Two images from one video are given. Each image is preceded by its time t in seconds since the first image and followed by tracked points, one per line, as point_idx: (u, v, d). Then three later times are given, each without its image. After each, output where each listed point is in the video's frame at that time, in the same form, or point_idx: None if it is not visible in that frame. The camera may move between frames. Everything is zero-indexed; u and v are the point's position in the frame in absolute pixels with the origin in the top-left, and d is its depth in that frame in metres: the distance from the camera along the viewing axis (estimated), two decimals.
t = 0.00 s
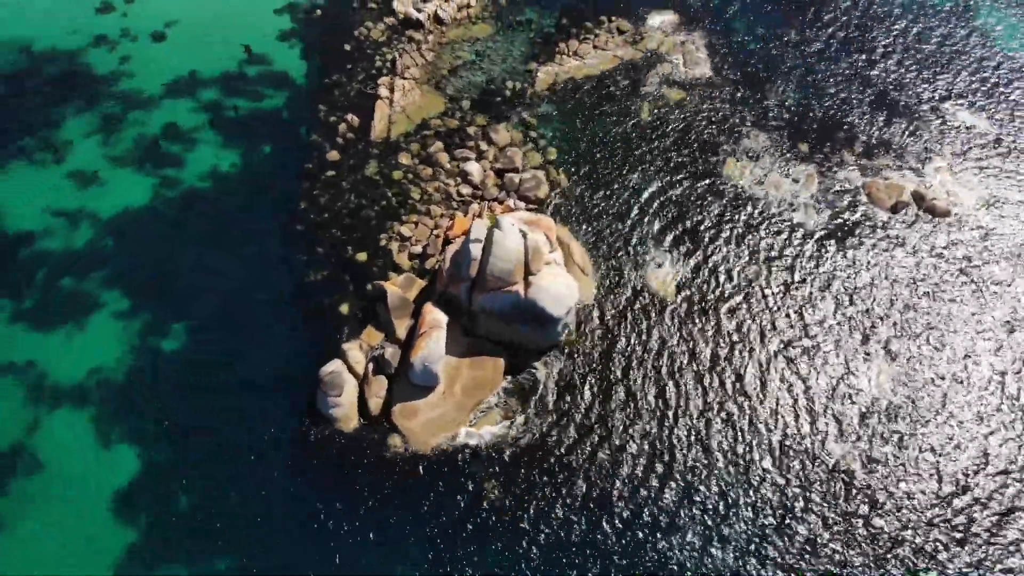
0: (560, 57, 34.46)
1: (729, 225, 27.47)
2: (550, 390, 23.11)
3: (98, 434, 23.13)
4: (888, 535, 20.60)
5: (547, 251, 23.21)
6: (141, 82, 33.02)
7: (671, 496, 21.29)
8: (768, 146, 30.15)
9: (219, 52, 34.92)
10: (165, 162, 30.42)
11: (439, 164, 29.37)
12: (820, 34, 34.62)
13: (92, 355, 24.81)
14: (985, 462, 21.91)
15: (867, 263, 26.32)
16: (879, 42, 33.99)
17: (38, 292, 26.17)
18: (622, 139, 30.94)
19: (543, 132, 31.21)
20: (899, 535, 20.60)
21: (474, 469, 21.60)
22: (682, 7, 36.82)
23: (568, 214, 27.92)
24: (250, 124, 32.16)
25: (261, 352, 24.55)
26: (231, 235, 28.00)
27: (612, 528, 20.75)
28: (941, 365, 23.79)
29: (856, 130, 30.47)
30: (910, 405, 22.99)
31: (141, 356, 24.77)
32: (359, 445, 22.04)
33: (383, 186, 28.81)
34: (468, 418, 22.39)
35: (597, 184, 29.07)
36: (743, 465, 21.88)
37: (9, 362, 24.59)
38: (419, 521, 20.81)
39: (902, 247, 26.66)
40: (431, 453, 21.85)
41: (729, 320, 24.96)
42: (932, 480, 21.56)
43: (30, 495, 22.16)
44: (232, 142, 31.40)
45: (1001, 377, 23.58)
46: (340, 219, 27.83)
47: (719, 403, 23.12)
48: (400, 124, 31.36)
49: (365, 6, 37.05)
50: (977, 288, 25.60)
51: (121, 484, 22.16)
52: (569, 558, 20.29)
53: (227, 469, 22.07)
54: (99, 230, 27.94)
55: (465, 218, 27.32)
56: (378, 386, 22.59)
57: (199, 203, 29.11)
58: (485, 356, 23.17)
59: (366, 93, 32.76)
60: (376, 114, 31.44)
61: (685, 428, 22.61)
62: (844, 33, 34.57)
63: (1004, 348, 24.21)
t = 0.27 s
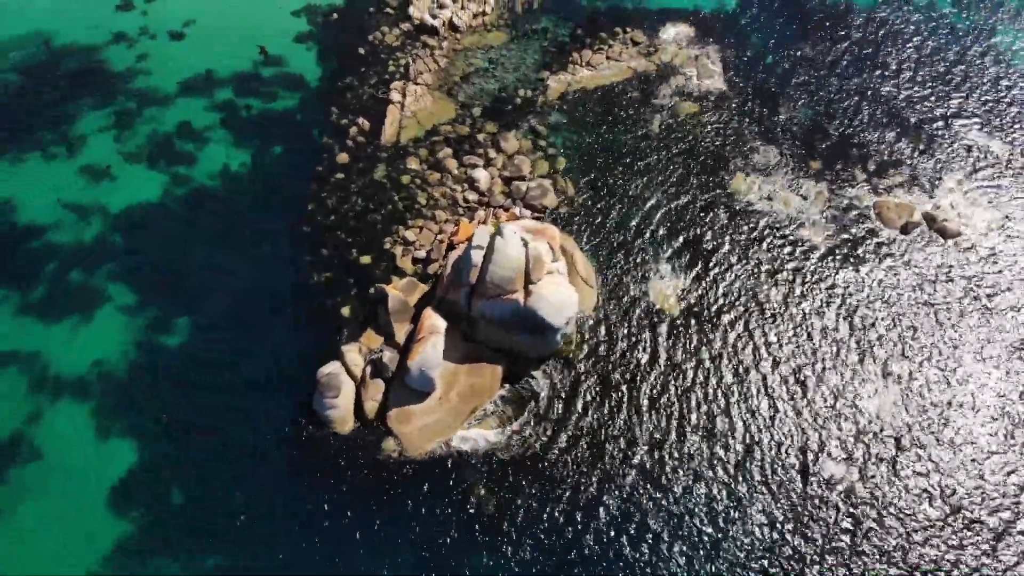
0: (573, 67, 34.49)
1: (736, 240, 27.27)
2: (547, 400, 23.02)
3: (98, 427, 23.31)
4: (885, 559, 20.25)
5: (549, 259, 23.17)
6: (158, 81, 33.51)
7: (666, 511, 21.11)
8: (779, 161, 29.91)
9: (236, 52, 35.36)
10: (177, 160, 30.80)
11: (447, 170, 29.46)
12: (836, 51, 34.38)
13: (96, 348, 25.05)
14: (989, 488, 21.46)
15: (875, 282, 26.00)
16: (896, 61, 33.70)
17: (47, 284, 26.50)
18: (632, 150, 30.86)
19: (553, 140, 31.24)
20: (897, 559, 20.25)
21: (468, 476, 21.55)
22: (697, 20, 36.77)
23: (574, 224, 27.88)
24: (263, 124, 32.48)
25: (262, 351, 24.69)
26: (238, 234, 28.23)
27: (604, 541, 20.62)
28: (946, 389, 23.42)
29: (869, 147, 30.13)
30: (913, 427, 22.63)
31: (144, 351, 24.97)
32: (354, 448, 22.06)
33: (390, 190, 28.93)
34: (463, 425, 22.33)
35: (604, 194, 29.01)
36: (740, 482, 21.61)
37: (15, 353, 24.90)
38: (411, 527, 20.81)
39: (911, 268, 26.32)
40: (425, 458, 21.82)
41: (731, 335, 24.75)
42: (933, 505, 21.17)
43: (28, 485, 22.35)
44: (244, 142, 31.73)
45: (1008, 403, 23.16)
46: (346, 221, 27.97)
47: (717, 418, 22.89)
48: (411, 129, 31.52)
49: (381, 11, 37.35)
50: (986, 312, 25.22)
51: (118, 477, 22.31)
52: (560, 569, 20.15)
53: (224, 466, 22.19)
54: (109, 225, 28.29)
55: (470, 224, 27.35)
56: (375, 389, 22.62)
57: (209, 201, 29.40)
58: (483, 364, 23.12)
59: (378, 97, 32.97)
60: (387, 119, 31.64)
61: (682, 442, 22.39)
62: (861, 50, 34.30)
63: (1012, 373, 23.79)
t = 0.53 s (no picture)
0: (586, 77, 34.50)
1: (742, 256, 27.04)
2: (545, 410, 22.91)
3: (98, 419, 23.48)
4: None
5: (550, 269, 23.12)
6: (174, 79, 34.00)
7: (658, 527, 20.88)
8: (789, 178, 29.66)
9: (252, 54, 35.83)
10: (189, 157, 31.13)
11: (455, 176, 29.51)
12: (853, 68, 34.11)
13: (99, 341, 25.28)
14: (991, 517, 21.00)
15: (882, 302, 25.64)
16: (913, 80, 33.38)
17: (55, 276, 26.81)
18: (641, 162, 30.76)
19: (562, 150, 31.24)
20: None
21: (461, 484, 21.45)
22: (713, 34, 36.71)
23: (579, 234, 27.81)
24: (275, 125, 32.76)
25: (263, 351, 24.79)
26: (245, 233, 28.43)
27: (595, 554, 20.41)
28: (950, 413, 23.01)
29: (882, 166, 29.78)
30: (915, 451, 22.23)
31: (146, 346, 25.16)
32: (349, 450, 22.06)
33: (397, 194, 29.03)
34: (459, 431, 22.28)
35: (611, 206, 28.93)
36: (735, 500, 21.32)
37: (20, 343, 25.17)
38: (403, 532, 20.74)
39: (920, 290, 25.93)
40: (419, 463, 21.78)
41: (734, 352, 24.47)
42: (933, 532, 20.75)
43: (25, 474, 22.51)
44: (256, 142, 32.01)
45: (1014, 430, 22.71)
46: (352, 224, 28.07)
47: (715, 435, 22.62)
48: (421, 135, 31.63)
49: (398, 17, 37.62)
50: (995, 337, 24.80)
51: (114, 470, 22.41)
52: None
53: (219, 464, 22.24)
54: (119, 220, 28.62)
55: (475, 231, 27.38)
56: (372, 392, 22.62)
57: (218, 199, 29.67)
58: (481, 371, 23.07)
59: (390, 101, 33.15)
60: (398, 124, 31.76)
61: (679, 458, 22.14)
62: (878, 68, 33.99)
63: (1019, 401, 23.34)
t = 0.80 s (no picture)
0: (598, 88, 34.50)
1: (748, 271, 26.83)
2: (542, 420, 22.80)
3: (98, 413, 23.68)
4: None
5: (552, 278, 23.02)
6: (191, 80, 34.53)
7: (650, 542, 20.66)
8: (799, 194, 29.41)
9: (268, 56, 36.29)
10: (201, 157, 31.49)
11: (463, 183, 29.58)
12: (869, 86, 33.81)
13: (104, 336, 25.54)
14: (990, 547, 20.57)
15: (889, 323, 25.29)
16: (929, 100, 33.01)
17: (64, 270, 27.15)
18: (650, 175, 30.67)
19: (571, 160, 31.22)
20: None
21: (455, 491, 21.38)
22: (728, 49, 36.61)
23: (584, 245, 27.74)
24: (288, 127, 33.04)
25: (265, 351, 24.89)
26: (253, 233, 28.65)
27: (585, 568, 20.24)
28: (953, 439, 22.63)
29: (894, 186, 29.43)
30: (915, 476, 21.85)
31: (150, 341, 25.38)
32: (344, 453, 22.09)
33: (405, 199, 29.14)
34: (454, 438, 22.23)
35: (618, 217, 28.85)
36: (729, 519, 21.07)
37: (26, 334, 25.48)
38: (394, 537, 20.70)
39: (927, 313, 25.56)
40: (413, 469, 21.74)
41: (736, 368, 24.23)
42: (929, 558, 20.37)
43: (25, 464, 22.74)
44: (268, 143, 32.31)
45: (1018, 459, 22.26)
46: (359, 228, 28.21)
47: (712, 451, 22.39)
48: (431, 141, 31.74)
49: (414, 24, 37.89)
50: (1002, 363, 24.37)
51: (112, 464, 22.58)
52: None
53: (214, 462, 22.33)
54: (130, 216, 28.98)
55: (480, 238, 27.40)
56: (370, 396, 22.65)
57: (227, 198, 29.94)
58: (479, 378, 23.04)
59: (402, 107, 33.34)
60: (409, 129, 31.88)
61: (675, 474, 21.93)
62: (894, 87, 33.66)
63: None
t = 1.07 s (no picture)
0: (612, 98, 34.48)
1: (754, 286, 26.61)
2: (539, 430, 22.78)
3: (101, 404, 23.96)
4: None
5: (554, 286, 22.88)
6: (209, 79, 35.12)
7: (641, 556, 20.53)
8: (809, 210, 29.14)
9: (286, 58, 36.78)
10: (215, 154, 31.89)
11: (472, 189, 29.69)
12: (886, 103, 33.48)
13: (110, 327, 25.85)
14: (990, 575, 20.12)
15: (895, 344, 24.95)
16: (947, 119, 32.62)
17: (75, 261, 27.55)
18: (659, 186, 30.58)
19: (581, 169, 31.22)
20: None
21: (448, 497, 21.37)
22: (745, 62, 36.46)
23: (590, 254, 27.69)
24: (301, 128, 33.36)
25: (269, 350, 25.06)
26: (261, 232, 28.93)
27: None
28: (956, 463, 22.21)
29: (907, 205, 29.08)
30: (916, 500, 21.44)
31: (155, 335, 25.66)
32: (340, 453, 22.18)
33: (413, 203, 29.30)
34: (450, 443, 22.26)
35: (625, 228, 28.77)
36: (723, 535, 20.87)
37: (36, 323, 25.88)
38: (386, 539, 20.73)
39: (935, 335, 25.18)
40: (407, 472, 21.77)
41: (737, 384, 24.01)
42: None
43: (26, 451, 23.05)
44: (281, 143, 32.64)
45: None
46: (366, 230, 28.41)
47: (709, 466, 22.18)
48: (443, 146, 31.88)
49: (431, 29, 38.20)
50: (1011, 388, 23.90)
51: (112, 454, 22.82)
52: None
53: (212, 457, 22.49)
54: (142, 210, 29.39)
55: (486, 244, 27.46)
56: (368, 397, 22.74)
57: (239, 196, 30.27)
58: (477, 384, 23.04)
59: (415, 111, 33.58)
60: (421, 134, 32.04)
61: (670, 488, 21.77)
62: (912, 105, 33.29)
63: None
